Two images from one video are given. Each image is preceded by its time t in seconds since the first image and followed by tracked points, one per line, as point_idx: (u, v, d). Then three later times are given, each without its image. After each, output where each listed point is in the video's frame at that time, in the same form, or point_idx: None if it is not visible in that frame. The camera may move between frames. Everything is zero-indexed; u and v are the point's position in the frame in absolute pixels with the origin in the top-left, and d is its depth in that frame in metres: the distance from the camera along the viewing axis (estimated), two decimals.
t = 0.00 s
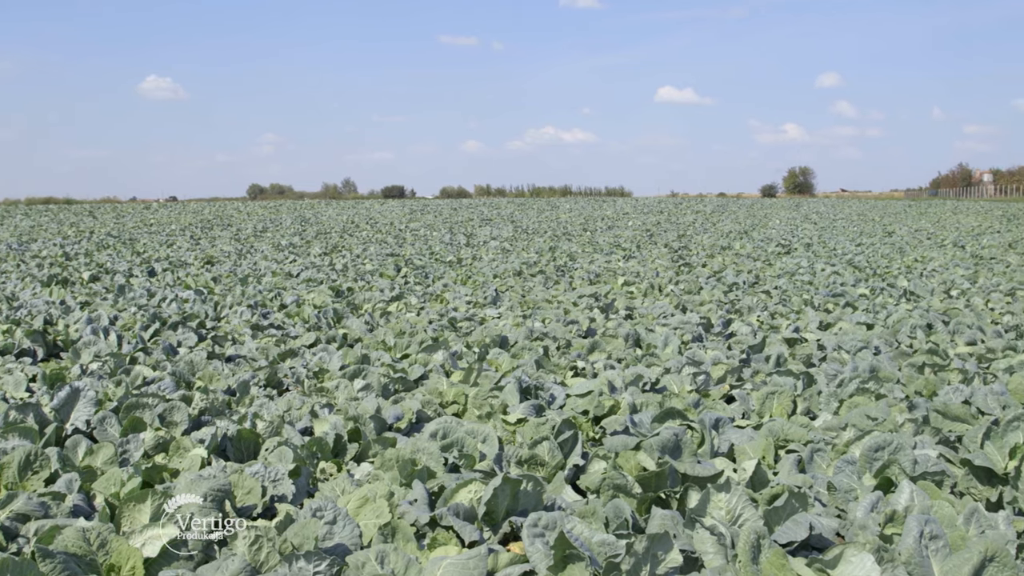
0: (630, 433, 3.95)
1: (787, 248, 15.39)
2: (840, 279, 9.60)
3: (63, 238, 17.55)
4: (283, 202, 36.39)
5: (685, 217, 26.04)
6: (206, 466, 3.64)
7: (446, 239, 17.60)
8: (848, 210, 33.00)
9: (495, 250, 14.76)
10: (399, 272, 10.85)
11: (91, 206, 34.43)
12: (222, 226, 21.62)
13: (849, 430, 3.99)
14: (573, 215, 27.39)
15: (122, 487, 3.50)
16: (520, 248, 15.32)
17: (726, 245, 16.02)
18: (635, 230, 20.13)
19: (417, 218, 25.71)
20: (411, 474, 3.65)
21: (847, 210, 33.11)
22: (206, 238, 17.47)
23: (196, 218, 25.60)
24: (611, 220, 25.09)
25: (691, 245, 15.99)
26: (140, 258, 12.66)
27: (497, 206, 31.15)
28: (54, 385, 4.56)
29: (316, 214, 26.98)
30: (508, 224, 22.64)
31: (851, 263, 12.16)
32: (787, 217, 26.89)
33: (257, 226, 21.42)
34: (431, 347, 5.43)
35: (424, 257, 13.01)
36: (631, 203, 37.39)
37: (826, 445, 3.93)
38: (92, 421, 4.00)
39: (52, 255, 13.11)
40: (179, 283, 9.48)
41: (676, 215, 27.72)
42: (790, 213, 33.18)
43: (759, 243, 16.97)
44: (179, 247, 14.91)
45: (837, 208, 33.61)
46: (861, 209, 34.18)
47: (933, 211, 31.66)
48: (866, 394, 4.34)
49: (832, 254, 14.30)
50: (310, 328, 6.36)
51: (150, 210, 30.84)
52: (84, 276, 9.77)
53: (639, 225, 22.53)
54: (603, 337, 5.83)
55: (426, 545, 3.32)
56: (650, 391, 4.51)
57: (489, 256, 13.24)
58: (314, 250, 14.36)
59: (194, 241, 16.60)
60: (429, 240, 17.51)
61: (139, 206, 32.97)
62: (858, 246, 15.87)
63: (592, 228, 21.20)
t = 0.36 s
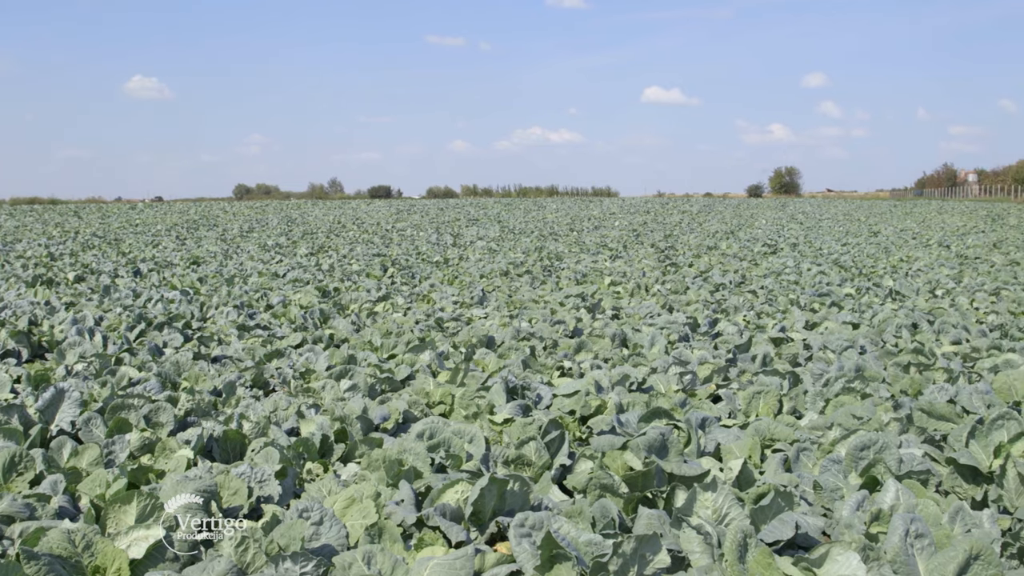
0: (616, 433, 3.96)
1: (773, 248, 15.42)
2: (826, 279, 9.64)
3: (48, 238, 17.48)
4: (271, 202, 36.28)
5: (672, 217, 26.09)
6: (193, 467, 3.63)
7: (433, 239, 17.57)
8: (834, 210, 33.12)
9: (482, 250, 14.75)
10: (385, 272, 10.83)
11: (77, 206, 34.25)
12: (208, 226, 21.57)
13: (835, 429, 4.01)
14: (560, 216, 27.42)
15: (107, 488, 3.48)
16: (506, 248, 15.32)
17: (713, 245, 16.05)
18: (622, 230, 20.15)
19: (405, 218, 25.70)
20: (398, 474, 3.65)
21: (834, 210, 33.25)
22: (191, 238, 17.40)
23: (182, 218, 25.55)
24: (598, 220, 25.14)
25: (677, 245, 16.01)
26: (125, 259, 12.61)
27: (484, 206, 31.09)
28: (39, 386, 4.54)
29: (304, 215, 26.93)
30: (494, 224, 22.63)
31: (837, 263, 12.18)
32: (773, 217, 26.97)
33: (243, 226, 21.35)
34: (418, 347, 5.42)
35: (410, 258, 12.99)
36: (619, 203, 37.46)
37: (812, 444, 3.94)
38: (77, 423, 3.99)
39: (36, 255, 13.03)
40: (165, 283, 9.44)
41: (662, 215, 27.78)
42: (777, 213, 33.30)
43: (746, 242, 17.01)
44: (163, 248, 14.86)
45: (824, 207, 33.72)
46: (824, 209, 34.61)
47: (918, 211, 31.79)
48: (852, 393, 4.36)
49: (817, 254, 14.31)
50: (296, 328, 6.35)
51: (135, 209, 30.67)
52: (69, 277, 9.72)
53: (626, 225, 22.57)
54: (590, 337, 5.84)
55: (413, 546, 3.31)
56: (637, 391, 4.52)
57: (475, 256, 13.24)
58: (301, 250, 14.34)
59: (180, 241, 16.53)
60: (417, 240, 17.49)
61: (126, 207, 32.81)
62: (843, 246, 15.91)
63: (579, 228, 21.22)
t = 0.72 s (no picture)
0: (601, 433, 3.96)
1: (757, 248, 15.47)
2: (810, 279, 9.69)
3: (32, 239, 17.41)
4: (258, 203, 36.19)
5: (657, 217, 26.17)
6: (177, 469, 3.62)
7: (418, 239, 17.55)
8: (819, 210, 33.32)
9: (467, 250, 14.75)
10: (370, 272, 10.81)
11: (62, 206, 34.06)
12: (194, 227, 21.51)
13: (819, 429, 4.02)
14: (546, 216, 27.46)
15: (91, 490, 3.47)
16: (491, 248, 15.32)
17: (698, 245, 16.09)
18: (607, 230, 20.18)
19: (391, 218, 25.72)
20: (383, 475, 3.65)
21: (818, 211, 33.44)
22: (175, 239, 17.33)
23: (168, 218, 25.47)
24: (583, 220, 25.21)
25: (662, 245, 16.06)
26: (109, 259, 12.56)
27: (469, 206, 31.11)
28: (22, 387, 4.52)
29: (289, 215, 26.89)
30: (479, 224, 22.63)
31: (820, 262, 12.28)
32: (757, 218, 27.11)
33: (227, 227, 21.27)
34: (403, 348, 5.42)
35: (394, 258, 12.98)
36: (602, 203, 37.77)
37: (797, 444, 3.96)
38: (61, 424, 3.97)
39: (18, 256, 12.95)
40: (149, 284, 9.40)
41: (647, 215, 27.87)
42: (762, 212, 33.48)
43: (732, 243, 17.06)
44: (146, 249, 14.78)
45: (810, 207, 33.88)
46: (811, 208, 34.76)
47: (902, 211, 31.96)
48: (836, 392, 4.38)
49: (802, 254, 14.37)
50: (281, 329, 6.34)
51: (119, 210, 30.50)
52: (53, 278, 9.67)
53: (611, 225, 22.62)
54: (575, 337, 5.86)
55: (398, 547, 3.31)
56: (622, 391, 4.53)
57: (460, 257, 13.24)
58: (287, 250, 14.32)
59: (163, 242, 16.45)
60: (402, 241, 17.47)
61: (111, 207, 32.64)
62: (827, 246, 15.97)
63: (564, 229, 21.25)
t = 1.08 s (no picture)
0: (586, 433, 3.97)
1: (741, 248, 15.51)
2: (794, 278, 9.72)
3: (15, 240, 17.33)
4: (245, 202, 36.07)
5: (643, 217, 26.23)
6: (161, 470, 3.61)
7: (403, 239, 17.52)
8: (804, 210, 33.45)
9: (451, 250, 14.75)
10: (355, 273, 10.79)
11: (48, 206, 33.84)
12: (178, 227, 21.43)
13: (803, 428, 4.05)
14: (532, 217, 27.47)
15: (74, 491, 3.45)
16: (476, 248, 15.32)
17: (683, 245, 16.13)
18: (593, 230, 20.19)
19: (376, 218, 25.72)
20: (368, 476, 3.65)
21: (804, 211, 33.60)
22: (159, 240, 17.25)
23: (150, 218, 25.41)
24: (569, 220, 25.25)
25: (647, 245, 16.11)
26: (91, 260, 12.49)
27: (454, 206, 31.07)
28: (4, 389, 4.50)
29: (273, 215, 26.83)
30: (464, 224, 22.63)
31: (804, 262, 12.33)
32: (743, 217, 27.21)
33: (209, 227, 21.19)
34: (388, 348, 5.42)
35: (378, 258, 12.97)
36: (586, 203, 38.02)
37: (781, 443, 3.98)
38: (43, 426, 3.95)
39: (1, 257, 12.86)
40: (132, 285, 9.36)
41: (633, 215, 27.94)
42: (748, 212, 33.63)
43: (717, 242, 17.11)
44: (130, 249, 14.70)
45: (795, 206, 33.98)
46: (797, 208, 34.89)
47: (886, 211, 32.13)
48: (820, 392, 4.40)
49: (785, 253, 14.42)
50: (266, 329, 6.33)
51: (101, 210, 30.29)
52: (36, 279, 9.61)
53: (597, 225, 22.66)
54: (560, 337, 5.87)
55: (383, 547, 3.30)
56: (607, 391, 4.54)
57: (445, 257, 13.24)
58: (273, 251, 14.28)
59: (147, 242, 16.37)
60: (388, 240, 17.45)
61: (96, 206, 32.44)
62: (812, 246, 16.03)
63: (550, 229, 21.28)
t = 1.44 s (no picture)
0: (572, 433, 3.97)
1: (727, 248, 15.55)
2: (779, 278, 9.77)
3: None
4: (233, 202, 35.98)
5: (630, 217, 26.31)
6: (146, 471, 3.59)
7: (388, 240, 17.51)
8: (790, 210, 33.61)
9: (437, 250, 14.76)
10: (341, 273, 10.78)
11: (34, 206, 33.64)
12: (164, 227, 21.36)
13: (789, 427, 4.07)
14: (518, 217, 27.54)
15: (58, 493, 3.43)
16: (461, 248, 15.32)
17: (668, 245, 16.18)
18: (578, 230, 20.22)
19: (363, 218, 25.80)
20: (354, 476, 3.64)
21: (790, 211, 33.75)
22: (144, 240, 17.18)
23: (135, 217, 25.34)
24: (555, 220, 25.33)
25: (632, 245, 16.16)
26: (76, 260, 12.45)
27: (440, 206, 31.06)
28: None
29: (259, 215, 26.79)
30: (449, 224, 22.65)
31: (789, 262, 12.40)
32: (729, 217, 27.33)
33: (194, 228, 21.13)
34: (374, 348, 5.42)
35: (365, 259, 12.96)
36: (572, 203, 38.36)
37: (766, 443, 3.99)
38: (27, 427, 3.93)
39: None
40: (117, 285, 9.33)
41: (618, 215, 28.03)
42: (734, 212, 33.79)
43: (703, 242, 17.17)
44: (115, 250, 14.64)
45: (782, 206, 34.14)
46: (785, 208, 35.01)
47: (871, 211, 32.32)
48: (805, 391, 4.42)
49: (771, 253, 14.47)
50: (251, 330, 6.32)
51: (85, 210, 30.14)
52: (20, 280, 9.57)
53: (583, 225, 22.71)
54: (546, 338, 5.89)
55: (369, 548, 3.29)
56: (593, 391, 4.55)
57: (431, 258, 13.25)
58: (259, 251, 14.26)
59: (133, 243, 16.32)
60: (375, 241, 17.44)
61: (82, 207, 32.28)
62: (797, 246, 16.10)
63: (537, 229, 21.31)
